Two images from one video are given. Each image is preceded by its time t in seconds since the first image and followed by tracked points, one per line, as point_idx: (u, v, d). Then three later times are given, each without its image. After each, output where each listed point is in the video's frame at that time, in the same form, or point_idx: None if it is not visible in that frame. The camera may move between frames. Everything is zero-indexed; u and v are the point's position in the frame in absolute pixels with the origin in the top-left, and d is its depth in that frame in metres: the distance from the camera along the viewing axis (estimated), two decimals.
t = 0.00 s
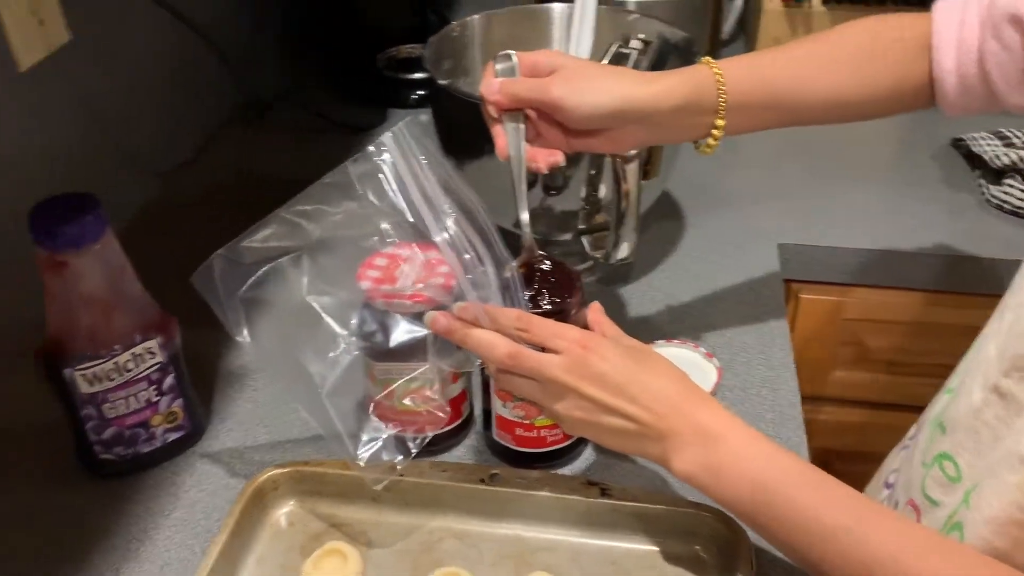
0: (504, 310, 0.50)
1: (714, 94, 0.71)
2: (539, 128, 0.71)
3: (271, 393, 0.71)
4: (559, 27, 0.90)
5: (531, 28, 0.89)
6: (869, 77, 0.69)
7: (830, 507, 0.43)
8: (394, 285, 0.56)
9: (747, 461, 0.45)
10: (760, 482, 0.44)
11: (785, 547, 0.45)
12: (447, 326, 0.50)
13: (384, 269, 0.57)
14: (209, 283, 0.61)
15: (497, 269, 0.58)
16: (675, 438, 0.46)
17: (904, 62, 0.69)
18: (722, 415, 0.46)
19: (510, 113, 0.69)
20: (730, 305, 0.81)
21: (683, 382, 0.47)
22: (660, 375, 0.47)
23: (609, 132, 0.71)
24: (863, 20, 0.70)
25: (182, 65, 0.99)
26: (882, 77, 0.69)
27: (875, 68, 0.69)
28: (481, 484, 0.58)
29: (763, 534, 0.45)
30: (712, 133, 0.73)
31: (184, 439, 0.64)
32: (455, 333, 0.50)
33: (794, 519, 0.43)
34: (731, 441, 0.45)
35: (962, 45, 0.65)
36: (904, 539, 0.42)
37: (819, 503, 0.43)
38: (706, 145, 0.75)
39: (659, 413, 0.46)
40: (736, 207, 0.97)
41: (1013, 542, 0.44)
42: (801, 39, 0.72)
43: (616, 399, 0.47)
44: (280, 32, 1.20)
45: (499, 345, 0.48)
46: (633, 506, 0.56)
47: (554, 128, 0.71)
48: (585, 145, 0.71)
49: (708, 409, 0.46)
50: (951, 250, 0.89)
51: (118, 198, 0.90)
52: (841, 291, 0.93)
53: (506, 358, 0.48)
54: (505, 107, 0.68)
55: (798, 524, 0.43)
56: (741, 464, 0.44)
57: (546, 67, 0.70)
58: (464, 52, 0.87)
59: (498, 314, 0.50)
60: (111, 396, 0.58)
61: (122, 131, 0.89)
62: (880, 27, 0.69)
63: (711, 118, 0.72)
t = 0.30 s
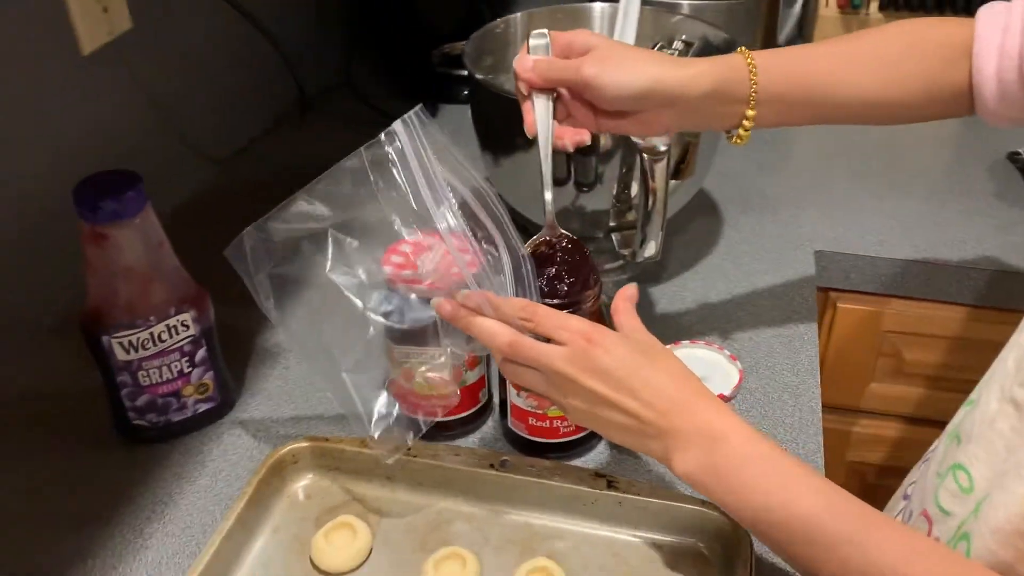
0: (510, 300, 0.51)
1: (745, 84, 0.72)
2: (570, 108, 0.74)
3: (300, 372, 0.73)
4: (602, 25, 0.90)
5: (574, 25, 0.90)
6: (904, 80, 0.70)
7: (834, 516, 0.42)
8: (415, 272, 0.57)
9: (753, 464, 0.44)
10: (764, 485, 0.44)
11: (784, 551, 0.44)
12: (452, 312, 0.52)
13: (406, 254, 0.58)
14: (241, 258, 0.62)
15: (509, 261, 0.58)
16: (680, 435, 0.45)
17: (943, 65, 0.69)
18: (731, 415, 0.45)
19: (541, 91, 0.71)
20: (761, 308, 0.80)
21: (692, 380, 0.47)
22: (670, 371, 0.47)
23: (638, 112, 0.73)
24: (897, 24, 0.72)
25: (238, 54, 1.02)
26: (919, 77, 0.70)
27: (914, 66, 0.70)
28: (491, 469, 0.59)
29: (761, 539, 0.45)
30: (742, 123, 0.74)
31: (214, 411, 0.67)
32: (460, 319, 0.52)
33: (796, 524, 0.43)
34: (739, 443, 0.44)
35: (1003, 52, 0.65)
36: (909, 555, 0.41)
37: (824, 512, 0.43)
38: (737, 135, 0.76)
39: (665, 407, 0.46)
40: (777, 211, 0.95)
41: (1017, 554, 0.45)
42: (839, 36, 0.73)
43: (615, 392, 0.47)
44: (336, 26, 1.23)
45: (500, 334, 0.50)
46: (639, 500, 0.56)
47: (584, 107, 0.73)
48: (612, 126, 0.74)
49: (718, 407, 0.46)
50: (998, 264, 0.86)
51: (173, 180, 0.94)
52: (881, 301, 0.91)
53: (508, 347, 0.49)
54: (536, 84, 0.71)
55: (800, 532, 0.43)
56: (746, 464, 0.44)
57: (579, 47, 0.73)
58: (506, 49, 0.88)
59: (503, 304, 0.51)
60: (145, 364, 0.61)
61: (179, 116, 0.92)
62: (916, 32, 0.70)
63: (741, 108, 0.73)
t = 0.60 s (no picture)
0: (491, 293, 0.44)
1: (761, 73, 0.72)
2: (590, 100, 0.75)
3: (318, 356, 0.74)
4: (625, 19, 0.89)
5: (598, 17, 0.89)
6: (933, 77, 0.69)
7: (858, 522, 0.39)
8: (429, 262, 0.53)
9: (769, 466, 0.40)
10: (784, 489, 0.40)
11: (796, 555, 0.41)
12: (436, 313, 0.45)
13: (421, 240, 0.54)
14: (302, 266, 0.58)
15: (527, 250, 0.54)
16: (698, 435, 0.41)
17: (971, 64, 0.68)
18: (752, 408, 0.41)
19: (561, 84, 0.73)
20: (780, 304, 0.79)
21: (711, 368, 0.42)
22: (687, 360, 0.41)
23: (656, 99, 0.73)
24: (930, 20, 0.71)
25: (268, 44, 1.04)
26: (947, 73, 0.69)
27: (945, 61, 0.69)
28: (497, 456, 0.59)
29: (772, 541, 0.41)
30: (760, 114, 0.74)
31: (231, 392, 0.68)
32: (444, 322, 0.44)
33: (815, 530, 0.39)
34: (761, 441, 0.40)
35: None
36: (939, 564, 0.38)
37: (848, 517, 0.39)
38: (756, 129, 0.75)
39: (684, 404, 0.41)
40: (802, 207, 0.94)
41: None
42: (875, 29, 0.72)
43: (622, 397, 0.41)
44: (367, 18, 1.25)
45: (479, 333, 0.43)
46: (643, 491, 0.56)
47: (602, 98, 0.74)
48: (632, 117, 0.74)
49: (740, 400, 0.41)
50: None
51: (202, 167, 0.95)
52: (907, 301, 0.89)
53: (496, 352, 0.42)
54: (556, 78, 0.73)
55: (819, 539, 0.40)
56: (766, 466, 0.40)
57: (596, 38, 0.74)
58: (529, 42, 0.88)
59: (484, 300, 0.44)
60: (162, 344, 0.62)
61: (208, 103, 0.94)
62: (948, 27, 0.69)
63: (757, 96, 0.72)
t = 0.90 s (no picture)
0: (468, 310, 0.46)
1: (771, 69, 0.71)
2: (603, 102, 0.74)
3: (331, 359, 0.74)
4: (635, 20, 0.89)
5: (607, 18, 0.89)
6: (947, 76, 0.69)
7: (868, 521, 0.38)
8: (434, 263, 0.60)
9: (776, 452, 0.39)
10: (790, 487, 0.38)
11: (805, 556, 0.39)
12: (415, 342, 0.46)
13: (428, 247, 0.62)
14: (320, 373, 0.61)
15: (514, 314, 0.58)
16: (700, 422, 0.39)
17: (983, 64, 0.68)
18: (762, 399, 0.40)
19: (575, 84, 0.72)
20: (791, 304, 0.79)
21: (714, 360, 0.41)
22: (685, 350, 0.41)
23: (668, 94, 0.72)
24: (942, 21, 0.70)
25: (279, 48, 1.04)
26: (960, 73, 0.68)
27: (960, 64, 0.68)
28: (507, 459, 0.60)
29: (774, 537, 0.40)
30: (772, 110, 0.73)
31: (245, 395, 0.69)
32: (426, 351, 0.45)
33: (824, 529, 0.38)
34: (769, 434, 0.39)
35: None
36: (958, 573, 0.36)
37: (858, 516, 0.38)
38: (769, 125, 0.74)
39: (685, 389, 0.40)
40: (813, 206, 0.93)
41: None
42: (887, 29, 0.71)
43: (615, 381, 0.40)
44: (378, 20, 1.25)
45: (462, 338, 0.43)
46: (652, 494, 0.56)
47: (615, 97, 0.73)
48: (645, 116, 0.73)
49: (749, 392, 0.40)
50: None
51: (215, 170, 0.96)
52: (920, 300, 0.88)
53: (476, 348, 0.42)
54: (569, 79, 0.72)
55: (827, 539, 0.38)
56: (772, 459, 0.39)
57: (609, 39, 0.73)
58: (538, 44, 0.88)
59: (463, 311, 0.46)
60: (177, 348, 0.63)
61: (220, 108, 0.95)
62: (961, 27, 0.69)
63: (769, 93, 0.72)
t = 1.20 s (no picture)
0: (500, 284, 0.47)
1: (789, 52, 0.71)
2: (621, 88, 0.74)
3: (340, 359, 0.74)
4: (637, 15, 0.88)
5: (609, 13, 0.89)
6: (957, 64, 0.68)
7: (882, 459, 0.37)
8: (444, 261, 0.60)
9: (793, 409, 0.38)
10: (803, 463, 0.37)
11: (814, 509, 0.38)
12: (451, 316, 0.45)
13: (436, 246, 0.62)
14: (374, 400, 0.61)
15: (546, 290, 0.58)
16: (713, 354, 0.40)
17: (988, 54, 0.67)
18: (779, 339, 0.39)
19: (591, 70, 0.72)
20: (798, 296, 0.78)
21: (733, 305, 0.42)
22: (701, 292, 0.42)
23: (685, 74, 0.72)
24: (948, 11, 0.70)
25: (279, 48, 1.04)
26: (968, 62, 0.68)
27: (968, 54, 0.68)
28: (520, 456, 0.59)
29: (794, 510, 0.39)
30: (791, 95, 0.73)
31: (255, 397, 0.69)
32: (465, 324, 0.45)
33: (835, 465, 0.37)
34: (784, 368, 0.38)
35: None
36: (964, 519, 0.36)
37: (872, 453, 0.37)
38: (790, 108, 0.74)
39: (696, 322, 0.40)
40: (819, 198, 0.93)
41: None
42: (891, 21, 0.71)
43: (631, 318, 0.41)
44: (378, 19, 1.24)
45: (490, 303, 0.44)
46: (665, 489, 0.56)
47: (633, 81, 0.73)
48: (664, 99, 0.73)
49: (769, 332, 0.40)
50: None
51: (218, 172, 0.96)
52: (927, 290, 0.88)
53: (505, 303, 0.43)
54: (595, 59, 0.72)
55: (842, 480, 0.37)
56: (787, 394, 0.38)
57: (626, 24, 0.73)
58: (542, 40, 0.87)
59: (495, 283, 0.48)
60: (186, 351, 0.63)
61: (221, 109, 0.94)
62: (965, 17, 0.68)
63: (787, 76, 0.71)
